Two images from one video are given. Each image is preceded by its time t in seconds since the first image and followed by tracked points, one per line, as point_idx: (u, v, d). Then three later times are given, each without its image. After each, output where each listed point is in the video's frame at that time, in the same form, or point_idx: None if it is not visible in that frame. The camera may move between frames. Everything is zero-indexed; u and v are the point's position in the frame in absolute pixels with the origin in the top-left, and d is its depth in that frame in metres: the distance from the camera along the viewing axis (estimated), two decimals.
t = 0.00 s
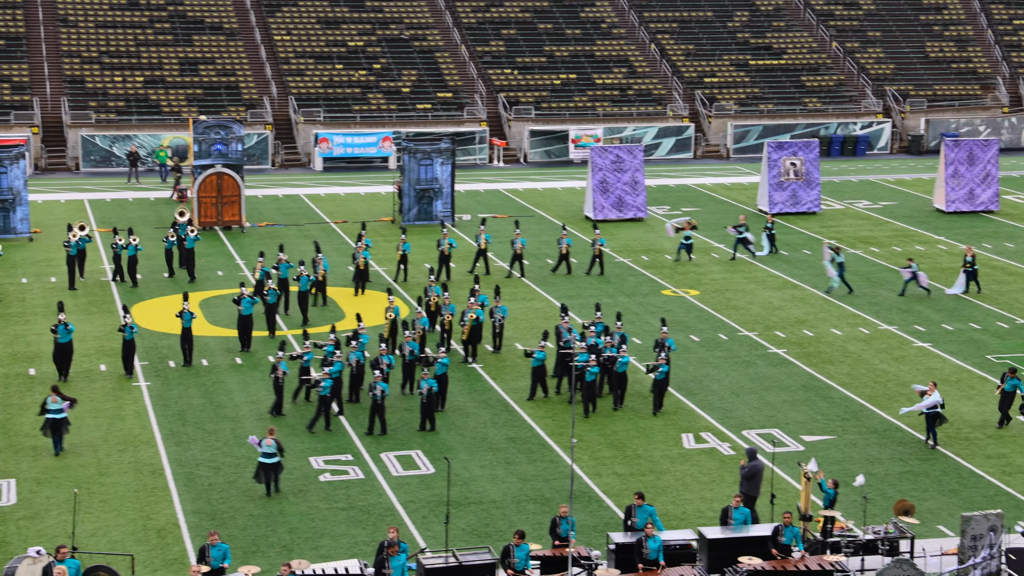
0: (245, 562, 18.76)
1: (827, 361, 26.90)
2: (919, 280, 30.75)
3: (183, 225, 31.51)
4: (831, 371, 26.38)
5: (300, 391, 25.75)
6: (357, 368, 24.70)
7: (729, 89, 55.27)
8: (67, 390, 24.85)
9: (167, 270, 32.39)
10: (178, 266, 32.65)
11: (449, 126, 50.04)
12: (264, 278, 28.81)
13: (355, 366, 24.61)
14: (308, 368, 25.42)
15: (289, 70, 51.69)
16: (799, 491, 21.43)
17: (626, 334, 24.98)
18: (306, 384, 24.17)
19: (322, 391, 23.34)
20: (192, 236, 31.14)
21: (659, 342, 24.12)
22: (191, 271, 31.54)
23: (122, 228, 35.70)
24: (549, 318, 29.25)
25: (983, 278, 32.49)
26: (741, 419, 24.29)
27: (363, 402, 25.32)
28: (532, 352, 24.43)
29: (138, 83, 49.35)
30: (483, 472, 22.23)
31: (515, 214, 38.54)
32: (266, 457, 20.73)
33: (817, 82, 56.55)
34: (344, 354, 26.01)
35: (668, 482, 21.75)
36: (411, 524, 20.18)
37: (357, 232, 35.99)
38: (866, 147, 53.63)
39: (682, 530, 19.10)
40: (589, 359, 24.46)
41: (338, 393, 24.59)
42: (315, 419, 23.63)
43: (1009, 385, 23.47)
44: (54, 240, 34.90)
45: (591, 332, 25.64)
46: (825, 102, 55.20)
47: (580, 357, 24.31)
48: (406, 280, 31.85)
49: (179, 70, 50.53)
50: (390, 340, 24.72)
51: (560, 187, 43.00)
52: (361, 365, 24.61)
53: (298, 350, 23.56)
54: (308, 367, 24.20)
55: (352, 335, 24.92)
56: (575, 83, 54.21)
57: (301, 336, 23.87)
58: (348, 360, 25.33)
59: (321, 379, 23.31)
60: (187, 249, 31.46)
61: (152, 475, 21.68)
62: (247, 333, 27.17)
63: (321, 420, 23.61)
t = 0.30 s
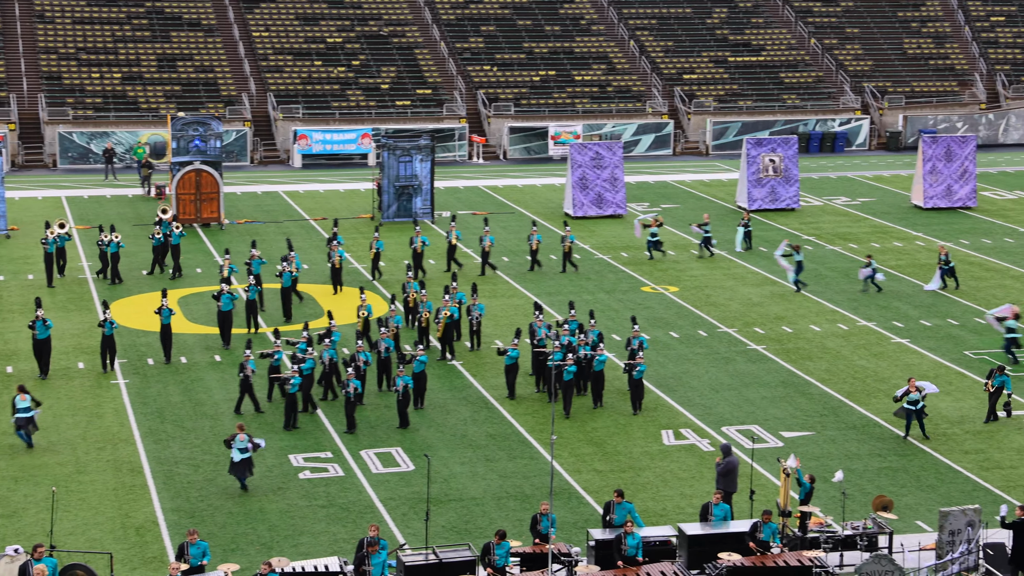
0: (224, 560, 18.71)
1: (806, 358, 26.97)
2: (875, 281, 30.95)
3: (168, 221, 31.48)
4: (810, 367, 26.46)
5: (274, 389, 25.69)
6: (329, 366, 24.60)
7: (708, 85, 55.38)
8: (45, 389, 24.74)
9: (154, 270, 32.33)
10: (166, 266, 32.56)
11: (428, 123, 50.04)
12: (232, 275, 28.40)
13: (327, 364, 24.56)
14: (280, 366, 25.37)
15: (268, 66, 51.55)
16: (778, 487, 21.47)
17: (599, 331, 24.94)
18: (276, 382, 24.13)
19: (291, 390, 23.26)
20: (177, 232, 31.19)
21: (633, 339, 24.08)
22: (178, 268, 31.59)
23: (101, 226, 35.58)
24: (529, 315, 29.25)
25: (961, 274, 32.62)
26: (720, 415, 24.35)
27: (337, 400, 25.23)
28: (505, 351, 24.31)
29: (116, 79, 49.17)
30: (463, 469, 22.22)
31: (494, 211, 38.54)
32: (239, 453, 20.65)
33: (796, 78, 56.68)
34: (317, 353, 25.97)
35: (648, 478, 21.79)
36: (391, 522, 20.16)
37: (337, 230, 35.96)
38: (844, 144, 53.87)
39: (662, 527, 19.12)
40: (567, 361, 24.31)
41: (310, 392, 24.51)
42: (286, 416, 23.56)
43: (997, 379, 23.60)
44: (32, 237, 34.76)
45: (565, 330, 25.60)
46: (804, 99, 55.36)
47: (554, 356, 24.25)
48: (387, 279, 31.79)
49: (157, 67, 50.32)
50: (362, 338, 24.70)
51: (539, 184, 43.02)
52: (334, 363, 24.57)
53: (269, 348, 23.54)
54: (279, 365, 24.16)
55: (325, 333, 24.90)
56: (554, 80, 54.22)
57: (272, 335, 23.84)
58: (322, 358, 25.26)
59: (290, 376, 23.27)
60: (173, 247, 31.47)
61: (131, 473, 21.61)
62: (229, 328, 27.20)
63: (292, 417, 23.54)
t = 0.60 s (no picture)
0: (204, 560, 18.67)
1: (786, 357, 27.03)
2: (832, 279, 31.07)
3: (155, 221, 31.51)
4: (790, 367, 26.52)
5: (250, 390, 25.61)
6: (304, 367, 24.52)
7: (689, 85, 55.45)
8: (24, 389, 24.64)
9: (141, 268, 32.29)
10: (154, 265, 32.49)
11: (409, 123, 49.96)
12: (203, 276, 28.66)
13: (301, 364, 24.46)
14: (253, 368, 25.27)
15: (248, 66, 51.43)
16: (758, 487, 21.50)
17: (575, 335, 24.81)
18: (248, 382, 24.05)
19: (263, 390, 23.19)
20: (163, 230, 31.01)
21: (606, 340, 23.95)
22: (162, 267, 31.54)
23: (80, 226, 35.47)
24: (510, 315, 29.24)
25: (940, 273, 32.74)
26: (700, 415, 24.38)
27: (313, 400, 25.16)
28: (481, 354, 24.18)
29: (95, 79, 49.00)
30: (444, 468, 22.22)
31: (475, 211, 38.50)
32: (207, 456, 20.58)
33: (776, 78, 56.82)
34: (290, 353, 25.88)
35: (629, 478, 21.81)
36: (372, 522, 20.14)
37: (318, 230, 35.87)
38: (824, 144, 54.04)
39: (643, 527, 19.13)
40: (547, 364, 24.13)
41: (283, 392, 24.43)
42: (257, 418, 23.47)
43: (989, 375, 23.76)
44: (11, 237, 34.62)
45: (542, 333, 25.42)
46: (784, 99, 55.52)
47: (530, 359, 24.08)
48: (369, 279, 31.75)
49: (136, 66, 50.16)
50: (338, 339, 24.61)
51: (520, 183, 43.02)
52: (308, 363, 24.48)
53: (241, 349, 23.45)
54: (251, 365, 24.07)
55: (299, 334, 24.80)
56: (535, 79, 54.23)
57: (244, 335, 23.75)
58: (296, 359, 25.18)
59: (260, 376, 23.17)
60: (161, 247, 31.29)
61: (110, 473, 21.55)
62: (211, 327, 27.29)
63: (262, 419, 23.45)
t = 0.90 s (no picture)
0: (182, 563, 18.61)
1: (763, 358, 27.11)
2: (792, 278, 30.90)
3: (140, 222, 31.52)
4: (768, 368, 26.59)
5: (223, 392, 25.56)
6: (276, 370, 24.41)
7: (667, 87, 55.56)
8: None
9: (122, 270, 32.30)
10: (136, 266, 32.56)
11: (387, 125, 49.93)
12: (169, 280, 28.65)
13: (274, 367, 24.39)
14: (223, 370, 25.18)
15: (225, 67, 51.31)
16: (736, 488, 21.54)
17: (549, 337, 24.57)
18: (219, 385, 23.97)
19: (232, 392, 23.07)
20: (148, 233, 30.97)
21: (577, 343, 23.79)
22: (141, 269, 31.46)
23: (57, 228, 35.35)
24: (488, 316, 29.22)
25: (917, 275, 32.89)
26: (679, 417, 24.42)
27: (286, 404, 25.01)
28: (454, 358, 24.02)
29: (71, 80, 48.81)
30: (423, 471, 22.20)
31: (454, 213, 38.49)
32: (163, 449, 20.81)
33: (754, 81, 57.04)
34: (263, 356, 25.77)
35: (608, 479, 21.83)
36: (350, 524, 20.11)
37: (296, 233, 35.77)
38: (801, 146, 54.26)
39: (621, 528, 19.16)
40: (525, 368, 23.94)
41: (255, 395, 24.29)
42: (227, 420, 23.40)
43: (982, 377, 23.97)
44: None
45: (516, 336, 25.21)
46: (762, 101, 55.78)
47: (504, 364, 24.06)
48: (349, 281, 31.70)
49: (113, 67, 50.01)
50: (313, 341, 24.53)
51: (498, 185, 43.05)
52: (281, 366, 24.42)
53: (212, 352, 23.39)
54: (221, 368, 24.01)
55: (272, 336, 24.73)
56: (513, 81, 54.25)
57: (215, 339, 23.68)
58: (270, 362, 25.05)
59: (229, 379, 23.09)
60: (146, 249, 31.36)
61: (87, 476, 21.46)
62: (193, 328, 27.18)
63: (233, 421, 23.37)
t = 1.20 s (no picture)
0: (160, 565, 18.56)
1: (743, 359, 27.17)
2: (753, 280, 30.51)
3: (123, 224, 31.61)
4: (748, 369, 26.65)
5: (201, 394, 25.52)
6: (249, 372, 24.32)
7: (647, 88, 55.66)
8: None
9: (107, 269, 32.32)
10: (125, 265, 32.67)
11: (367, 125, 49.91)
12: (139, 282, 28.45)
13: (247, 368, 24.29)
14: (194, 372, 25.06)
15: (204, 68, 51.19)
16: (716, 488, 21.57)
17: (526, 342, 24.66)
18: (189, 387, 23.85)
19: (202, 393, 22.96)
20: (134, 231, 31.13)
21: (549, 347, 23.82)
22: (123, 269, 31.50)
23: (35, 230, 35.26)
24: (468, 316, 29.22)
25: (896, 275, 33.00)
26: (659, 417, 24.44)
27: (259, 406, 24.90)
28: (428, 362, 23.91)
29: (49, 81, 48.65)
30: (403, 471, 22.18)
31: (434, 214, 38.50)
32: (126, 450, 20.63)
33: (733, 82, 57.20)
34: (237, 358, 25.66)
35: (587, 480, 21.85)
36: (330, 525, 20.08)
37: (275, 233, 35.74)
38: (781, 147, 54.44)
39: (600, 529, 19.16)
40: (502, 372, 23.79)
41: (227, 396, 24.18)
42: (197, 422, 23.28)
43: (972, 378, 23.80)
44: None
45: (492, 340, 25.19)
46: (741, 102, 55.97)
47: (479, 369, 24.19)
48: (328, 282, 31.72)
49: (91, 68, 49.90)
50: (290, 342, 24.48)
51: (478, 186, 43.08)
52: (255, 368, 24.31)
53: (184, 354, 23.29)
54: (192, 369, 23.89)
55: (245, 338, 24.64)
56: (493, 82, 54.26)
57: (187, 341, 23.58)
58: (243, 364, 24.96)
59: (198, 381, 22.96)
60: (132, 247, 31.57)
61: (65, 478, 21.39)
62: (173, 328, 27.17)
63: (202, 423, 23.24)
